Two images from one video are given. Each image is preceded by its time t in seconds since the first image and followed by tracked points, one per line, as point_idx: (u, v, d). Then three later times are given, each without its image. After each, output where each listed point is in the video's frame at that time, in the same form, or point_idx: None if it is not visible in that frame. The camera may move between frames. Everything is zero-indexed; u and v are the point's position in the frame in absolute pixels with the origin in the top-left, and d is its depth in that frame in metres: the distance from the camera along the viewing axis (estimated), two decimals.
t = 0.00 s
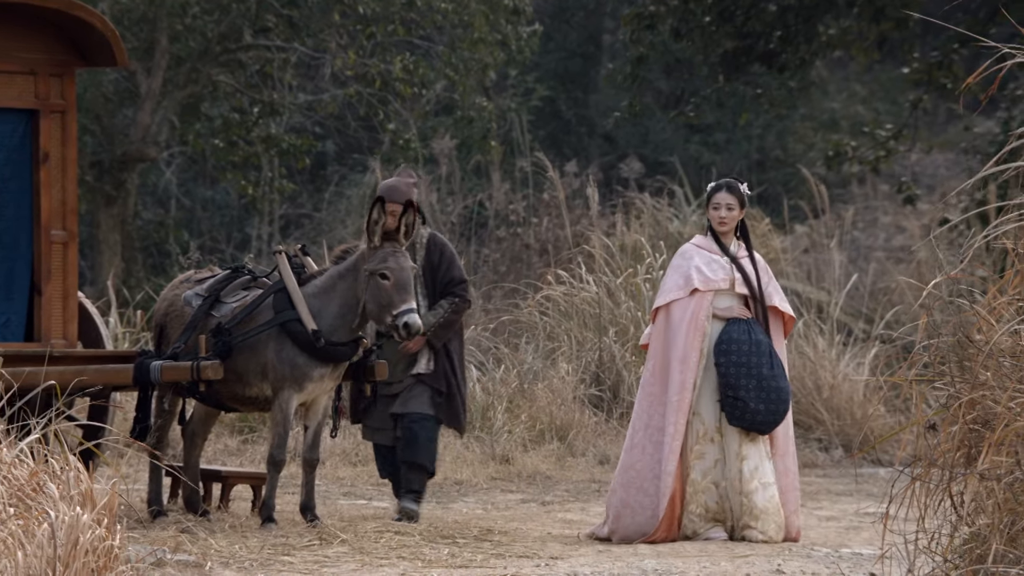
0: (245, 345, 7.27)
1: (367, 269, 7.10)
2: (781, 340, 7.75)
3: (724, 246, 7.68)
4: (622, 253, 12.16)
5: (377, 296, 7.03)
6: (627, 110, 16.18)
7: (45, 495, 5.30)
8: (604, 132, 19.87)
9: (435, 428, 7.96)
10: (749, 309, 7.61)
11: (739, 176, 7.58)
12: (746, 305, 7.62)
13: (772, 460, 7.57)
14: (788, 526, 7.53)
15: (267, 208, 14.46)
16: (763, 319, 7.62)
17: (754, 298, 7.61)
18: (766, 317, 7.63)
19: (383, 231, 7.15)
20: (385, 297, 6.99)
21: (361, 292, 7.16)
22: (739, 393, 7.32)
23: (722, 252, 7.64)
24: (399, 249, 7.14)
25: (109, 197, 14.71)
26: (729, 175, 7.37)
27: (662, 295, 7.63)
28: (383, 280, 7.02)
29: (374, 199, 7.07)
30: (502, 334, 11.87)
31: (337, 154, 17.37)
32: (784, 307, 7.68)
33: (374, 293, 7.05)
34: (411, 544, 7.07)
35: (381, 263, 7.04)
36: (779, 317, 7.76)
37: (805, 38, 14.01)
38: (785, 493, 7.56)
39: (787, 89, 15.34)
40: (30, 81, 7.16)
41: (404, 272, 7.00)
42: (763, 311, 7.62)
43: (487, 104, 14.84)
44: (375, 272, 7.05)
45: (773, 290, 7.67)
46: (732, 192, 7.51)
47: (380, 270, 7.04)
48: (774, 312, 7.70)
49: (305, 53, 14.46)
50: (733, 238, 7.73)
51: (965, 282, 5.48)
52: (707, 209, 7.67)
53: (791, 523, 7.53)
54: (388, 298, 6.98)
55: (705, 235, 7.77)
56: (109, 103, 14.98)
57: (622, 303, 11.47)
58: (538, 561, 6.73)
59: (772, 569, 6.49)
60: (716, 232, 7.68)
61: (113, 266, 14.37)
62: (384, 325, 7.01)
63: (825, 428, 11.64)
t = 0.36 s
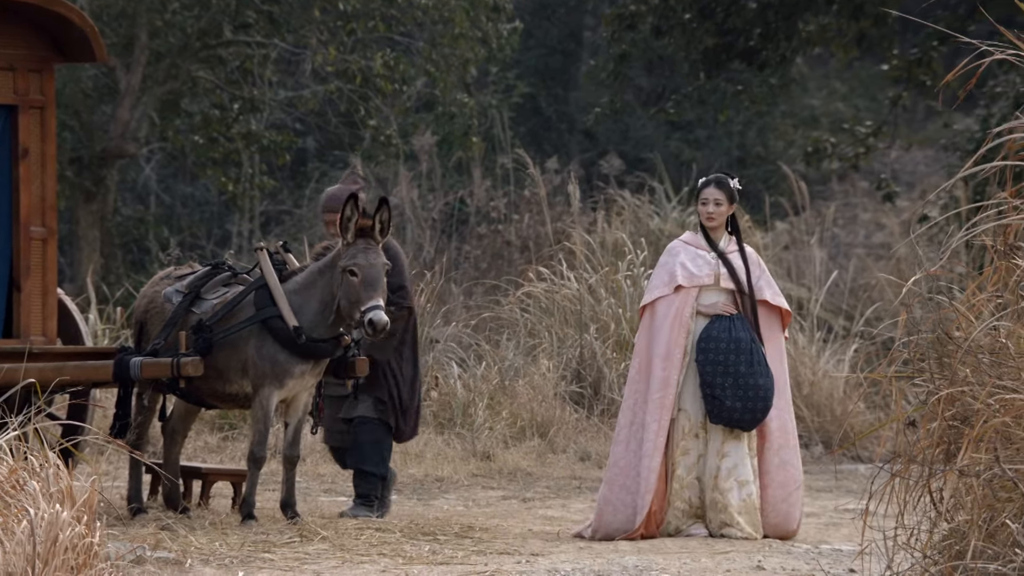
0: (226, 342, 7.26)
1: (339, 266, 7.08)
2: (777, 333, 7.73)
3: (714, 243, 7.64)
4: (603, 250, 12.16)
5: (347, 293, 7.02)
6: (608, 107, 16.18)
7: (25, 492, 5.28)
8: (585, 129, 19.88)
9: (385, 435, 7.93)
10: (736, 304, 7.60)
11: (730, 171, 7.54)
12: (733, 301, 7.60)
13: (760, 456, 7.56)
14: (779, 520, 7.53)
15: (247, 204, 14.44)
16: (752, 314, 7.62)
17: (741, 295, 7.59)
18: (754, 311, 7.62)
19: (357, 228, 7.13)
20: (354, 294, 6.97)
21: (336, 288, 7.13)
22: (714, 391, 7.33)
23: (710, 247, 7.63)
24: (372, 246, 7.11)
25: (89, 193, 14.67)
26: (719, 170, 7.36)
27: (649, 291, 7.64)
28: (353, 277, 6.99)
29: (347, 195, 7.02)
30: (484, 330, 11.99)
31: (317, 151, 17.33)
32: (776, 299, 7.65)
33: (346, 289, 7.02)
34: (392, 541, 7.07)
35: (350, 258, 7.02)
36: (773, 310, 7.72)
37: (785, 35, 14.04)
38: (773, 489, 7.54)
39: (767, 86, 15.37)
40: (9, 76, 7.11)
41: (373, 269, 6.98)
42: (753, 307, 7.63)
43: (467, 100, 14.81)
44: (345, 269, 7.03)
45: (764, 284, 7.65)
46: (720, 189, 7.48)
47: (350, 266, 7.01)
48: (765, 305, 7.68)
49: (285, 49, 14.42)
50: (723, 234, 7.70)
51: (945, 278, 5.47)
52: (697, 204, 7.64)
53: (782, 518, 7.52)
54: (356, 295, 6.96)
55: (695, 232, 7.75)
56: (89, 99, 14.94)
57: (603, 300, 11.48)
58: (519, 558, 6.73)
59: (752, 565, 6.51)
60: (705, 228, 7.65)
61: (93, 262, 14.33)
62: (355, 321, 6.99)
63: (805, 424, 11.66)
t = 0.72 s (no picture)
0: (211, 340, 7.24)
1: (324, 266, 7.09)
2: (776, 329, 7.60)
3: (710, 241, 7.55)
4: (588, 248, 12.17)
5: (331, 292, 7.01)
6: (594, 106, 16.18)
7: (8, 491, 5.26)
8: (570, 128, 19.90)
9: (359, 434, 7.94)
10: (733, 302, 7.49)
11: (726, 170, 7.45)
12: (728, 298, 7.51)
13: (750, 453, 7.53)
14: (769, 516, 7.51)
15: (231, 203, 14.43)
16: (747, 309, 7.50)
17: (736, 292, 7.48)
18: (751, 308, 7.51)
19: (343, 228, 7.11)
20: (338, 294, 6.96)
21: (320, 287, 7.13)
22: (708, 391, 7.23)
23: (705, 245, 7.54)
24: (358, 246, 7.10)
25: (73, 191, 14.65)
26: (716, 169, 7.29)
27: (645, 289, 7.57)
28: (337, 277, 6.99)
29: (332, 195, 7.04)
30: (469, 328, 12.03)
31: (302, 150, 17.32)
32: (773, 296, 7.54)
33: (330, 289, 7.02)
34: (377, 540, 7.06)
35: (334, 258, 7.02)
36: (772, 306, 7.61)
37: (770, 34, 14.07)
38: (763, 486, 7.50)
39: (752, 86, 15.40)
40: None
41: (357, 269, 6.96)
42: (749, 303, 7.50)
43: (452, 98, 14.80)
44: (329, 268, 7.03)
45: (762, 280, 7.55)
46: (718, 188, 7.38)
47: (334, 266, 7.00)
48: (763, 301, 7.57)
49: (270, 47, 14.39)
50: (720, 231, 7.60)
51: (928, 276, 5.47)
52: (693, 202, 7.56)
53: (772, 514, 7.50)
54: (340, 295, 6.95)
55: (693, 230, 7.67)
56: (73, 98, 14.90)
57: (588, 299, 11.49)
58: (504, 556, 6.73)
59: (737, 564, 6.51)
60: (701, 226, 7.56)
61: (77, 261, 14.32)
62: (339, 321, 6.97)
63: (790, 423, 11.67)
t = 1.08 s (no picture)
0: (200, 340, 7.23)
1: (313, 268, 7.07)
2: (771, 329, 7.49)
3: (706, 241, 7.50)
4: (577, 248, 12.17)
5: (320, 294, 6.99)
6: (582, 106, 16.19)
7: None
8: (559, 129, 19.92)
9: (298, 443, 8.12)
10: (726, 302, 7.41)
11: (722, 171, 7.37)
12: (723, 300, 7.44)
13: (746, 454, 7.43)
14: (765, 517, 7.38)
15: (219, 203, 14.42)
16: (742, 310, 7.41)
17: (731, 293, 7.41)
18: (744, 308, 7.41)
19: (334, 230, 7.10)
20: (327, 295, 6.95)
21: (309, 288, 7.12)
22: (697, 391, 7.17)
23: (699, 245, 7.48)
24: (348, 248, 7.09)
25: (60, 191, 14.65)
26: (712, 168, 7.23)
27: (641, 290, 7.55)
28: (326, 278, 6.97)
29: (325, 197, 7.03)
30: (458, 328, 12.10)
31: (291, 150, 17.32)
32: (768, 296, 7.44)
33: (319, 291, 7.01)
34: (365, 541, 7.04)
35: (326, 260, 7.01)
36: (767, 307, 7.50)
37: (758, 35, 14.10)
38: (760, 487, 7.39)
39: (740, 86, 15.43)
40: None
41: (347, 271, 6.96)
42: (744, 304, 7.42)
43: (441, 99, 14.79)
44: (320, 270, 7.02)
45: (755, 280, 7.46)
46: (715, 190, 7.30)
47: (324, 268, 7.00)
48: (757, 301, 7.47)
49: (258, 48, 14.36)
50: (717, 232, 7.54)
51: (916, 276, 5.46)
52: (690, 203, 7.50)
53: (768, 515, 7.37)
54: (330, 297, 6.94)
55: (691, 230, 7.61)
56: (60, 97, 14.86)
57: (577, 300, 11.49)
58: (493, 556, 6.73)
59: (725, 564, 6.50)
60: (698, 227, 7.51)
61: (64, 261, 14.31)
62: (328, 323, 6.96)
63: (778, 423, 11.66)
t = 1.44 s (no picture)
0: (190, 339, 7.22)
1: (306, 271, 7.06)
2: (766, 330, 7.48)
3: (701, 242, 7.50)
4: (568, 249, 12.18)
5: (313, 298, 6.99)
6: (573, 106, 16.20)
7: None
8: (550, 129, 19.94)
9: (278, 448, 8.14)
10: (720, 302, 7.40)
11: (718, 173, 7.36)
12: (717, 300, 7.43)
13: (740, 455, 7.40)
14: (760, 518, 7.34)
15: (209, 203, 14.41)
16: (736, 311, 7.40)
17: (724, 294, 7.40)
18: (738, 308, 7.40)
19: (327, 233, 7.09)
20: (320, 299, 6.95)
21: (301, 291, 7.11)
22: (687, 390, 7.17)
23: (694, 246, 7.47)
24: (341, 252, 7.08)
25: (50, 191, 14.64)
26: (707, 169, 7.22)
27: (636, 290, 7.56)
28: (320, 282, 6.97)
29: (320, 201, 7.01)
30: (449, 329, 12.10)
31: (282, 150, 17.33)
32: (762, 297, 7.43)
33: (312, 295, 7.01)
34: (355, 541, 7.04)
35: (319, 264, 7.00)
36: (761, 308, 7.48)
37: (748, 36, 14.12)
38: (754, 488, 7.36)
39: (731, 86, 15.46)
40: None
41: (340, 276, 6.95)
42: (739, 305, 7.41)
43: (432, 99, 14.80)
44: (313, 274, 7.01)
45: (750, 281, 7.44)
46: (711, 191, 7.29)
47: (317, 272, 6.99)
48: (752, 302, 7.46)
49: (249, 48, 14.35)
50: (712, 232, 7.53)
51: (906, 277, 5.47)
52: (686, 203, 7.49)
53: (764, 515, 7.33)
54: (323, 301, 6.94)
55: (687, 230, 7.61)
56: (50, 98, 14.83)
57: (568, 300, 11.49)
58: (484, 557, 6.73)
59: (716, 564, 6.51)
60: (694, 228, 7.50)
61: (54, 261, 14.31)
62: (320, 327, 6.97)
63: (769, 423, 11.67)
